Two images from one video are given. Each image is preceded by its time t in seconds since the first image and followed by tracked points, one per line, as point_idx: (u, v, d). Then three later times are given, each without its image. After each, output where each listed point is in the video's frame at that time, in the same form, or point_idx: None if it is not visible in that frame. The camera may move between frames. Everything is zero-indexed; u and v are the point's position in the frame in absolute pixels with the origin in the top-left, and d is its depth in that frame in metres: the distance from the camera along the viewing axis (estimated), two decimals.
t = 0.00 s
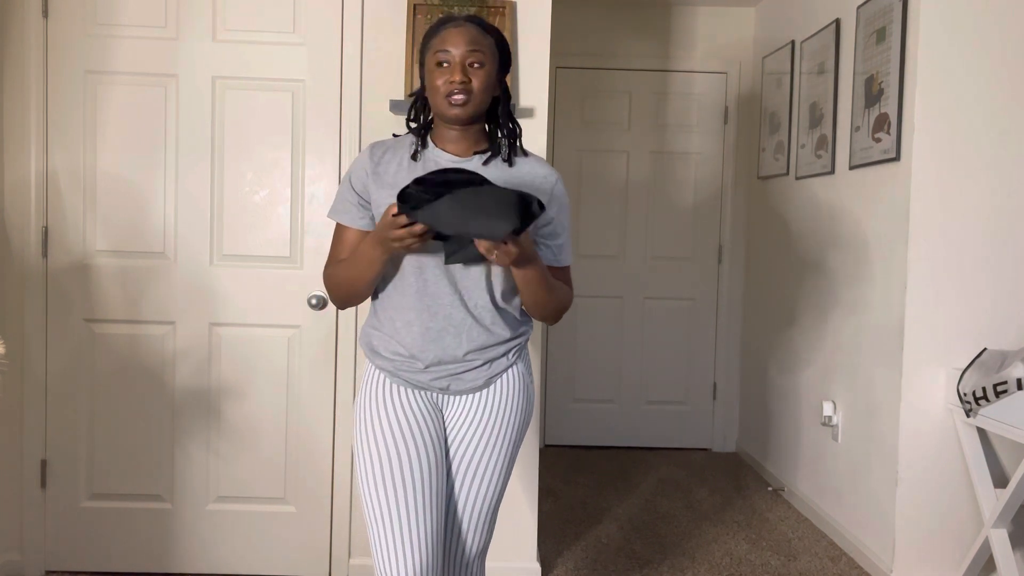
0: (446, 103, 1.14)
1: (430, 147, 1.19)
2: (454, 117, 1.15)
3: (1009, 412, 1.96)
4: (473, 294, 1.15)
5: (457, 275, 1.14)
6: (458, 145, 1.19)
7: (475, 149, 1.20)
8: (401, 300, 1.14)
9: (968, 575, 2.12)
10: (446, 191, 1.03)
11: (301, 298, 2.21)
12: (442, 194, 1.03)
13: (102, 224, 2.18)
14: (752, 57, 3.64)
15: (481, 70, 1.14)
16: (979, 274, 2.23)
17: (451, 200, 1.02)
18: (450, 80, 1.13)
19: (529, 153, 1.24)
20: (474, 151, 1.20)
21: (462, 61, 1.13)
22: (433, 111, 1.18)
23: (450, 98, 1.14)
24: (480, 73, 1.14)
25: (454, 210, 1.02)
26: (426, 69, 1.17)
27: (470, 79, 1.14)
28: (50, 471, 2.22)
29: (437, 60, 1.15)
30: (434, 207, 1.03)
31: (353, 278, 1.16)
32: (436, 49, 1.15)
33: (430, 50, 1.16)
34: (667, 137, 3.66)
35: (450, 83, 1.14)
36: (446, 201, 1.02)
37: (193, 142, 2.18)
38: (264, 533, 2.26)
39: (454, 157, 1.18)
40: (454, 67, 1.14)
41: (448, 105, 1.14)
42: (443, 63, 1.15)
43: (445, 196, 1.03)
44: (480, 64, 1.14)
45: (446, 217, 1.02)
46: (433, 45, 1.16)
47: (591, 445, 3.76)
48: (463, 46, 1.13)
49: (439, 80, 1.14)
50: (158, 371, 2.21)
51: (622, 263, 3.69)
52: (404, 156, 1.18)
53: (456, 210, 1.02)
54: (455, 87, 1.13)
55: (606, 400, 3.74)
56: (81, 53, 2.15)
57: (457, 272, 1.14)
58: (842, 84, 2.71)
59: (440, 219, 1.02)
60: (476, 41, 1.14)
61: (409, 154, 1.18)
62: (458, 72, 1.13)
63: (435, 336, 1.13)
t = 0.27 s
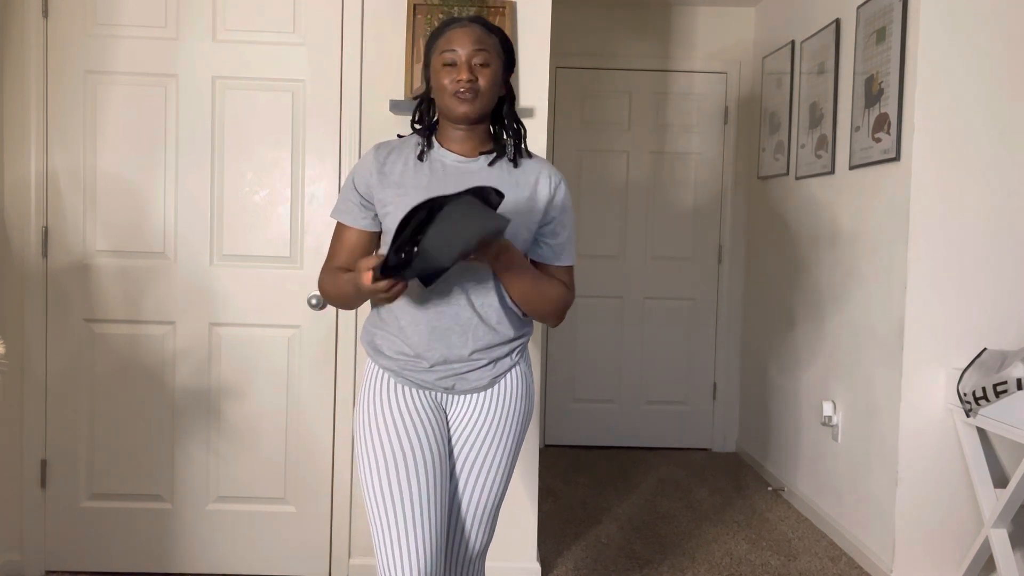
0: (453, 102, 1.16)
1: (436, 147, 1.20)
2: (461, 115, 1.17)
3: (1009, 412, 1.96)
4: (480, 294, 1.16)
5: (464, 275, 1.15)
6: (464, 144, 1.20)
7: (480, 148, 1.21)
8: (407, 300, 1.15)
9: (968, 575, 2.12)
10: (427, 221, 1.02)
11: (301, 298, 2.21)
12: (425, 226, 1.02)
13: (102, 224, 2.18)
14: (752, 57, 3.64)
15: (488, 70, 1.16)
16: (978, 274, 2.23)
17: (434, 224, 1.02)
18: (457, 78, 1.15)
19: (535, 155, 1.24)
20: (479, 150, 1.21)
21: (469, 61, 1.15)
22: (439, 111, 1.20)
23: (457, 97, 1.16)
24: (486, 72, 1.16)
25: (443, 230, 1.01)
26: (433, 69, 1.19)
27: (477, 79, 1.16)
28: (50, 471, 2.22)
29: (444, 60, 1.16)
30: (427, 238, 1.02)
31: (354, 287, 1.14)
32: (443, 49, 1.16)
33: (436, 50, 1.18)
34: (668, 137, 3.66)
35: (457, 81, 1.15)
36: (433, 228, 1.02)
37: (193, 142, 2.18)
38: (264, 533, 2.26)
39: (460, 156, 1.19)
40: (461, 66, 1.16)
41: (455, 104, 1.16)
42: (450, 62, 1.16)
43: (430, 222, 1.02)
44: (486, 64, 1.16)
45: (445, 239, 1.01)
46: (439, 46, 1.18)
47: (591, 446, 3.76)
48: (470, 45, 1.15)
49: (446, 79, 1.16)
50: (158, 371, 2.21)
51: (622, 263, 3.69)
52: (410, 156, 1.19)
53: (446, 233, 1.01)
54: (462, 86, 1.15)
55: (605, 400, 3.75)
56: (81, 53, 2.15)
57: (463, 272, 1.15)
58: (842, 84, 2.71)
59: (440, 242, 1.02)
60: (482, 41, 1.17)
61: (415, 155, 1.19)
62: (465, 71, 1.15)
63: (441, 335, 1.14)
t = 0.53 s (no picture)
0: (456, 102, 1.16)
1: (437, 147, 1.20)
2: (463, 115, 1.17)
3: (1009, 412, 1.96)
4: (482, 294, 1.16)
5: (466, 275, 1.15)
6: (465, 145, 1.20)
7: (481, 149, 1.21)
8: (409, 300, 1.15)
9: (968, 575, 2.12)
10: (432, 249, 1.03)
11: (301, 298, 2.21)
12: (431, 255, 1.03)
13: (102, 224, 2.18)
14: (752, 57, 3.64)
15: (492, 72, 1.16)
16: (978, 274, 2.23)
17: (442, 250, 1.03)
18: (460, 80, 1.15)
19: (536, 156, 1.24)
20: (480, 151, 1.21)
21: (474, 63, 1.15)
22: (441, 111, 1.20)
23: (460, 99, 1.16)
24: (490, 74, 1.16)
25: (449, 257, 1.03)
26: (437, 69, 1.19)
27: (481, 80, 1.15)
28: (50, 471, 2.22)
29: (448, 60, 1.16)
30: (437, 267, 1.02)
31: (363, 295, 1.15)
32: (448, 50, 1.16)
33: (441, 51, 1.18)
34: (668, 137, 3.66)
35: (461, 82, 1.15)
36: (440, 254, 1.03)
37: (193, 142, 2.18)
38: (264, 533, 2.26)
39: (460, 157, 1.19)
40: (465, 66, 1.16)
41: (458, 106, 1.16)
42: (455, 62, 1.16)
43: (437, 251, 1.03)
44: (490, 66, 1.16)
45: (455, 263, 1.03)
46: (444, 45, 1.18)
47: (591, 446, 3.76)
48: (475, 46, 1.15)
49: (450, 79, 1.16)
50: (158, 371, 2.21)
51: (622, 263, 3.69)
52: (411, 156, 1.19)
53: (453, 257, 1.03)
54: (465, 88, 1.15)
55: (605, 400, 3.75)
56: (80, 53, 2.15)
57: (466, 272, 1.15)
58: (842, 85, 2.70)
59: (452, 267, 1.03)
60: (487, 42, 1.17)
61: (415, 155, 1.19)
62: (469, 72, 1.15)
63: (442, 335, 1.14)
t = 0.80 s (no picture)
0: (461, 103, 1.16)
1: (442, 148, 1.20)
2: (469, 116, 1.16)
3: (1009, 412, 1.96)
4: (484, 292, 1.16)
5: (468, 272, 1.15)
6: (469, 145, 1.20)
7: (486, 150, 1.21)
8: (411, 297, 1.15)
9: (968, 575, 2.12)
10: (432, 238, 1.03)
11: (301, 297, 2.21)
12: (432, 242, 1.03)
13: (102, 224, 2.18)
14: (753, 57, 3.64)
15: (498, 74, 1.16)
16: (978, 274, 2.23)
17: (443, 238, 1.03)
18: (466, 82, 1.15)
19: (539, 158, 1.24)
20: (484, 152, 1.20)
21: (479, 65, 1.15)
22: (446, 112, 1.20)
23: (466, 100, 1.16)
24: (496, 76, 1.16)
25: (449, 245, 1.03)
26: (442, 71, 1.19)
27: (487, 82, 1.16)
28: (50, 471, 2.22)
29: (453, 62, 1.17)
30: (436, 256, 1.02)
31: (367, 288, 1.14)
32: (453, 52, 1.17)
33: (446, 53, 1.18)
34: (668, 137, 3.66)
35: (467, 84, 1.15)
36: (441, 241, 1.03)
37: (194, 142, 2.18)
38: (264, 532, 2.26)
39: (464, 157, 1.18)
40: (471, 69, 1.16)
41: (464, 107, 1.16)
42: (460, 65, 1.17)
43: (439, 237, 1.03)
44: (495, 68, 1.17)
45: (456, 254, 1.03)
46: (449, 48, 1.18)
47: (591, 446, 3.76)
48: (480, 49, 1.15)
49: (455, 81, 1.16)
50: (158, 371, 2.21)
51: (622, 263, 3.69)
52: (415, 156, 1.19)
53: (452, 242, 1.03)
54: (471, 89, 1.15)
55: (606, 400, 3.74)
56: (80, 53, 2.15)
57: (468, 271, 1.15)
58: (842, 84, 2.70)
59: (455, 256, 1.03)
60: (492, 45, 1.17)
61: (419, 155, 1.19)
62: (476, 74, 1.15)
63: (444, 333, 1.14)
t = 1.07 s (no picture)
0: (468, 103, 1.16)
1: (445, 147, 1.20)
2: (474, 116, 1.16)
3: (1009, 412, 1.96)
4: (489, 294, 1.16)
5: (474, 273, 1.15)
6: (472, 145, 1.20)
7: (489, 150, 1.21)
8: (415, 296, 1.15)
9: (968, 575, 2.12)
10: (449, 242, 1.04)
11: (301, 297, 2.21)
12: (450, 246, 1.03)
13: (102, 224, 2.18)
14: (752, 57, 3.64)
15: (504, 74, 1.16)
16: (978, 274, 2.23)
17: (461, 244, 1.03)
18: (473, 82, 1.15)
19: (542, 158, 1.24)
20: (488, 152, 1.21)
21: (486, 65, 1.15)
22: (450, 112, 1.20)
23: (472, 100, 1.15)
24: (503, 77, 1.17)
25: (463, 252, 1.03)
26: (447, 70, 1.19)
27: (493, 83, 1.16)
28: (50, 471, 2.22)
29: (460, 62, 1.16)
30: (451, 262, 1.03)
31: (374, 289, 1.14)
32: (459, 51, 1.16)
33: (451, 52, 1.18)
34: (668, 137, 3.66)
35: (474, 84, 1.15)
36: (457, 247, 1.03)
37: (194, 142, 2.18)
38: (264, 533, 2.26)
39: (468, 157, 1.19)
40: (478, 69, 1.16)
41: (470, 107, 1.16)
42: (466, 64, 1.16)
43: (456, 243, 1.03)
44: (501, 69, 1.17)
45: (470, 262, 1.03)
46: (455, 46, 1.18)
47: (591, 446, 3.76)
48: (487, 49, 1.15)
49: (462, 81, 1.16)
50: (158, 371, 2.21)
51: (622, 263, 3.69)
52: (419, 156, 1.19)
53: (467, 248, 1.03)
54: (478, 90, 1.15)
55: (606, 400, 3.74)
56: (81, 53, 2.15)
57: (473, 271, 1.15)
58: (842, 84, 2.71)
59: (467, 265, 1.03)
60: (498, 45, 1.17)
61: (423, 155, 1.19)
62: (482, 74, 1.15)
63: (448, 333, 1.14)
